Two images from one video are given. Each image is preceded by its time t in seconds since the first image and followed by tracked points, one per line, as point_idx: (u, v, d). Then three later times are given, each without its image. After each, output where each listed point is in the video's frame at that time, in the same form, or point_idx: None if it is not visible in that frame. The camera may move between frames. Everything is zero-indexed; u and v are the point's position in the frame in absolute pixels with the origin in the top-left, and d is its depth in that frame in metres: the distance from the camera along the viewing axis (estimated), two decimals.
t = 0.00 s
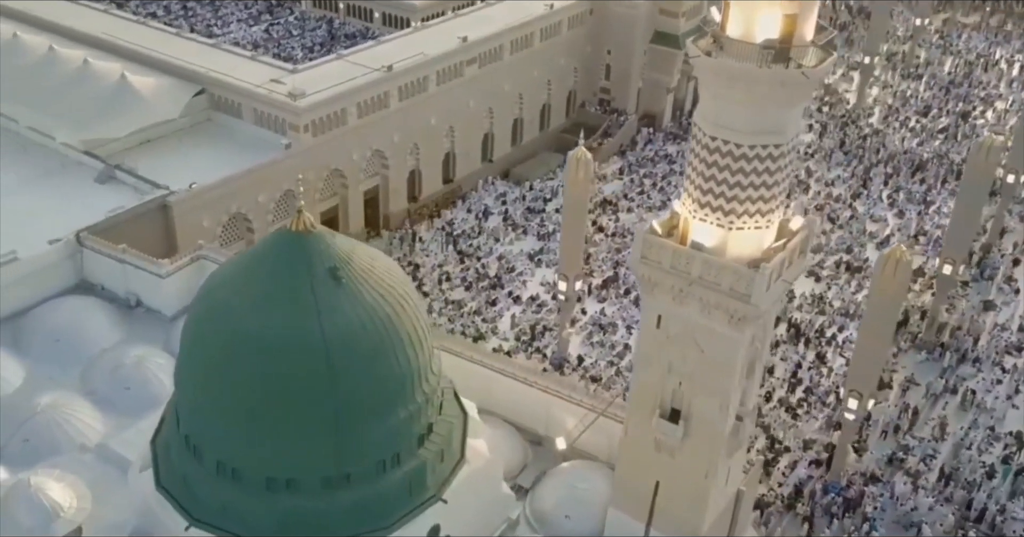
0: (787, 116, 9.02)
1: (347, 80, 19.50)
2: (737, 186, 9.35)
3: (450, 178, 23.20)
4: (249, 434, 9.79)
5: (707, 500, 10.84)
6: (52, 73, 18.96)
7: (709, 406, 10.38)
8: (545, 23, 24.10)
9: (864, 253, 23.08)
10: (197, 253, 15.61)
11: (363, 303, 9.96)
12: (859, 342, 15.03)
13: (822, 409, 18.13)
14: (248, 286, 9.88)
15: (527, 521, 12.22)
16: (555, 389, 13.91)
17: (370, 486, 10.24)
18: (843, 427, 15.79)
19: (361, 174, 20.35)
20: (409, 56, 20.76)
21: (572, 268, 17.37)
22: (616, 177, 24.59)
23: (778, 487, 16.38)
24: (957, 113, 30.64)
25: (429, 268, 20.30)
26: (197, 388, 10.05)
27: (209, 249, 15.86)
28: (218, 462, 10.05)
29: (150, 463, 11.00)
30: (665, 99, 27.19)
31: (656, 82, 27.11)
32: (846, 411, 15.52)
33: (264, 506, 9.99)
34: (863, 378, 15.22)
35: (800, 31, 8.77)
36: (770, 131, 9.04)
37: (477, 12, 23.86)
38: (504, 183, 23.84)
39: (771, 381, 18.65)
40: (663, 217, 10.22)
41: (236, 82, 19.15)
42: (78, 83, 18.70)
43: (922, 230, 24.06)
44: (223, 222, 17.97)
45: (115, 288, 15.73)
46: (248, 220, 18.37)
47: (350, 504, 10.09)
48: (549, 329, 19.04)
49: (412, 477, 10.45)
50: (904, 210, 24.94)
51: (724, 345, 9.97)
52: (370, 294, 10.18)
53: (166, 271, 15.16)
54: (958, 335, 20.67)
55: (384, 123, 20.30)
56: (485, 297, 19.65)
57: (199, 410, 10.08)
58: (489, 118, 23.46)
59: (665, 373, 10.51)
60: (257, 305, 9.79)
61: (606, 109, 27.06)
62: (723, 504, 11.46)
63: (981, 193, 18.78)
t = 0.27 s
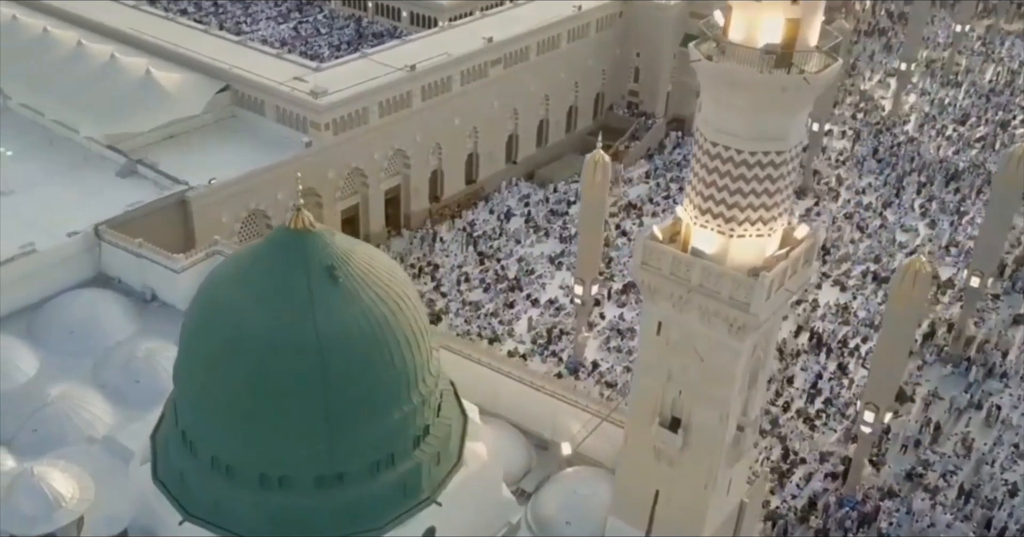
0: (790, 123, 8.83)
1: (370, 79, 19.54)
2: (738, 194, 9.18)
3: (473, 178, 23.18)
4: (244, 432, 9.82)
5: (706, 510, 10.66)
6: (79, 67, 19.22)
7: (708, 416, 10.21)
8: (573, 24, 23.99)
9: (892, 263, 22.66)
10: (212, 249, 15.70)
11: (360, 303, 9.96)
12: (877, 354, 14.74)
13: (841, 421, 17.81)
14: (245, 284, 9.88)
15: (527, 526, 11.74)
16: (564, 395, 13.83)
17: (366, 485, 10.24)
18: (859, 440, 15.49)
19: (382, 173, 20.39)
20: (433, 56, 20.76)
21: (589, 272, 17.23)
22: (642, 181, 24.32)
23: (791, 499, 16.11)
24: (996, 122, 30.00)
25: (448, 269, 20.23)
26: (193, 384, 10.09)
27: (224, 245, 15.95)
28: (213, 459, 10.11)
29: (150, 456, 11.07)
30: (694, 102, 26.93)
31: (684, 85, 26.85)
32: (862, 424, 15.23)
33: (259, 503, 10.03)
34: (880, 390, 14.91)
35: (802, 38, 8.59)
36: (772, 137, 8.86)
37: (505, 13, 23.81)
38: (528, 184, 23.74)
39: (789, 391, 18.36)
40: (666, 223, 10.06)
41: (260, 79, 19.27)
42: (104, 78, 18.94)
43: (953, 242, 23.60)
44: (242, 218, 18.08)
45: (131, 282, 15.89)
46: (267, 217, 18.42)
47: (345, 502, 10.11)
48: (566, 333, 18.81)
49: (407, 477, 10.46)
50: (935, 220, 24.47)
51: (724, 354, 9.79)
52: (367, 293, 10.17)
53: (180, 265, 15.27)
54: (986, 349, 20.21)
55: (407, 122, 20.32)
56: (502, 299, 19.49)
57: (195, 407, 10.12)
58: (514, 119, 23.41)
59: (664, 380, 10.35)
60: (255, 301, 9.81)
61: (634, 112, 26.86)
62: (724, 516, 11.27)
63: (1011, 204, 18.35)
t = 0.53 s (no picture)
0: (792, 130, 8.62)
1: (393, 78, 19.53)
2: (739, 200, 8.98)
3: (497, 179, 23.10)
4: (240, 430, 9.82)
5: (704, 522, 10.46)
6: (108, 62, 19.46)
7: (708, 426, 10.00)
8: (602, 26, 23.80)
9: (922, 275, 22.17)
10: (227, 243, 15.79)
11: (359, 303, 9.93)
12: (896, 368, 14.42)
13: (861, 435, 17.43)
14: (244, 281, 9.86)
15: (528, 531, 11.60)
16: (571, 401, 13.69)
17: (361, 485, 10.21)
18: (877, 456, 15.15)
19: (404, 173, 20.38)
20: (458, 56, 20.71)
21: (606, 276, 17.05)
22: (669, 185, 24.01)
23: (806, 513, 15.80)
24: None
25: (468, 270, 20.14)
26: (191, 381, 10.10)
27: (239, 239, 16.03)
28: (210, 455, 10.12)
29: (150, 449, 11.11)
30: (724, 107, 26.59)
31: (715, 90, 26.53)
32: (880, 439, 14.89)
33: (254, 501, 10.03)
34: (898, 405, 14.57)
35: (805, 42, 8.39)
36: (773, 144, 8.65)
37: (534, 14, 23.70)
38: (553, 187, 23.59)
39: (809, 403, 18.02)
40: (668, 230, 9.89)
41: (284, 76, 19.36)
42: (131, 73, 19.15)
43: (986, 255, 23.06)
44: (262, 214, 18.16)
45: (148, 274, 16.02)
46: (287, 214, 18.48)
47: (340, 501, 10.09)
48: (584, 338, 18.59)
49: (403, 478, 10.42)
50: (969, 232, 23.92)
51: (724, 364, 9.59)
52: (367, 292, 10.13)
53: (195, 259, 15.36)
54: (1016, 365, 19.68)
55: (430, 122, 20.29)
56: (521, 302, 19.32)
57: (193, 403, 10.13)
58: (540, 120, 23.30)
59: (664, 388, 10.17)
60: (254, 298, 9.79)
61: (664, 116, 26.59)
62: (725, 529, 11.05)
63: None
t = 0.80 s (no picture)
0: (794, 135, 8.49)
1: (412, 77, 19.54)
2: (741, 205, 8.84)
3: (515, 180, 23.06)
4: (238, 427, 9.82)
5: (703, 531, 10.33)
6: (130, 58, 19.67)
7: (708, 433, 9.87)
8: (625, 28, 23.66)
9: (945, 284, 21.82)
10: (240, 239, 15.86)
11: (358, 302, 9.89)
12: (910, 378, 14.18)
13: (877, 445, 17.15)
14: (244, 279, 9.85)
15: (529, 533, 11.60)
16: (577, 404, 13.60)
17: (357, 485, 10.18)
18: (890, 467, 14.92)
19: (421, 172, 20.39)
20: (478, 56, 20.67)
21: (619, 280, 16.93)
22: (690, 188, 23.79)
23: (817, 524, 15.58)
24: None
25: (484, 271, 20.07)
26: (190, 377, 10.11)
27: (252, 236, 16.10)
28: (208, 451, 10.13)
29: (151, 443, 11.16)
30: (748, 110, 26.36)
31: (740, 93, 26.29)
32: (893, 450, 14.66)
33: (251, 498, 10.03)
34: (913, 416, 14.33)
35: (808, 47, 8.25)
36: (775, 148, 8.52)
37: (556, 14, 23.61)
38: (572, 188, 23.48)
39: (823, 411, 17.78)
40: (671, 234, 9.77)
41: (303, 74, 19.43)
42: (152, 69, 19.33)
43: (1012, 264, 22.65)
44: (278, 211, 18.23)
45: (161, 270, 16.13)
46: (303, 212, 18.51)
47: (336, 501, 10.06)
48: (598, 341, 18.41)
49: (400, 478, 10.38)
50: (995, 241, 23.52)
51: (725, 370, 9.45)
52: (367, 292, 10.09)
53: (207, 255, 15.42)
54: None
55: (448, 122, 20.27)
56: (536, 304, 19.21)
57: (192, 399, 10.15)
58: (560, 121, 23.22)
59: (665, 393, 10.05)
60: (255, 296, 9.77)
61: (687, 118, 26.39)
62: None
63: None
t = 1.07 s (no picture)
0: (799, 143, 8.24)
1: (443, 76, 19.50)
2: (743, 214, 8.62)
3: (546, 181, 23.02)
4: (236, 421, 9.82)
5: None
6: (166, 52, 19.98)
7: (709, 444, 9.65)
8: (663, 30, 23.36)
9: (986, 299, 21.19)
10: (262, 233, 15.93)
11: (359, 301, 9.83)
12: (935, 395, 13.75)
13: (903, 463, 16.69)
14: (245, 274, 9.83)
15: None
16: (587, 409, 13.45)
17: (354, 484, 10.13)
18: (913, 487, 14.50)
19: (450, 171, 20.39)
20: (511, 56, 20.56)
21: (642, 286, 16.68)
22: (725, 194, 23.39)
23: None
24: None
25: (510, 272, 19.94)
26: (192, 370, 10.15)
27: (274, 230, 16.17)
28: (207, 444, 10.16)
29: (156, 433, 11.27)
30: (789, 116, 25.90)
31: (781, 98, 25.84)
32: (916, 469, 14.25)
33: (247, 493, 10.03)
34: (938, 435, 13.91)
35: (814, 53, 7.99)
36: (778, 157, 8.28)
37: (593, 15, 23.42)
38: (605, 192, 23.27)
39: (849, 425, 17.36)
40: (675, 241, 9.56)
41: (333, 71, 19.53)
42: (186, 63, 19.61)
43: None
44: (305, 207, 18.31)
45: (184, 262, 16.28)
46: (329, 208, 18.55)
47: (331, 499, 10.02)
48: (622, 347, 18.05)
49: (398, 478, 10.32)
50: None
51: (726, 382, 9.22)
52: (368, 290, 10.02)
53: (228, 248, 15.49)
54: None
55: (478, 122, 20.20)
56: (560, 307, 19.02)
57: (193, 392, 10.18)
58: (593, 124, 23.05)
59: (666, 403, 9.85)
60: (255, 292, 9.75)
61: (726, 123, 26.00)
62: None
63: None
